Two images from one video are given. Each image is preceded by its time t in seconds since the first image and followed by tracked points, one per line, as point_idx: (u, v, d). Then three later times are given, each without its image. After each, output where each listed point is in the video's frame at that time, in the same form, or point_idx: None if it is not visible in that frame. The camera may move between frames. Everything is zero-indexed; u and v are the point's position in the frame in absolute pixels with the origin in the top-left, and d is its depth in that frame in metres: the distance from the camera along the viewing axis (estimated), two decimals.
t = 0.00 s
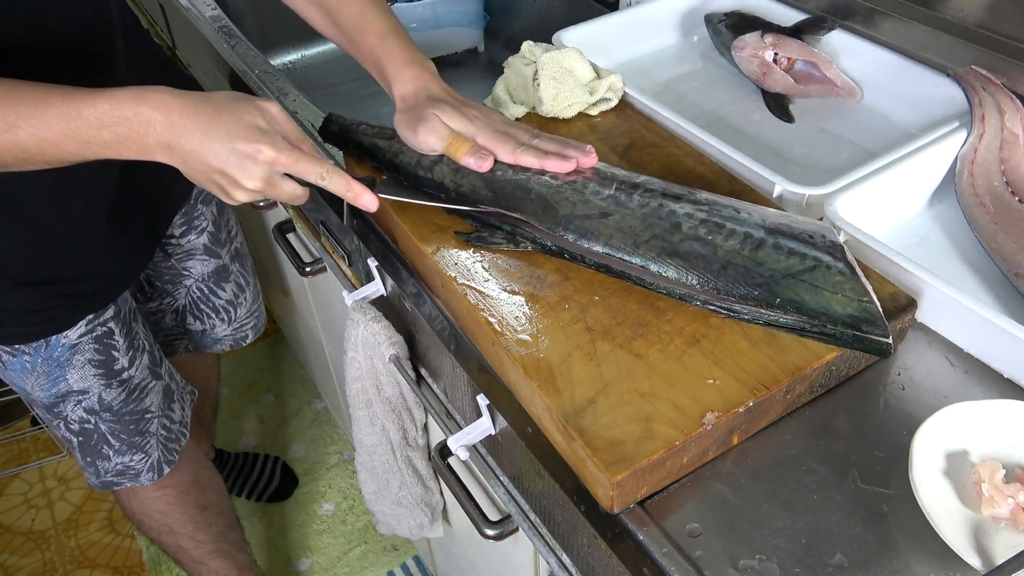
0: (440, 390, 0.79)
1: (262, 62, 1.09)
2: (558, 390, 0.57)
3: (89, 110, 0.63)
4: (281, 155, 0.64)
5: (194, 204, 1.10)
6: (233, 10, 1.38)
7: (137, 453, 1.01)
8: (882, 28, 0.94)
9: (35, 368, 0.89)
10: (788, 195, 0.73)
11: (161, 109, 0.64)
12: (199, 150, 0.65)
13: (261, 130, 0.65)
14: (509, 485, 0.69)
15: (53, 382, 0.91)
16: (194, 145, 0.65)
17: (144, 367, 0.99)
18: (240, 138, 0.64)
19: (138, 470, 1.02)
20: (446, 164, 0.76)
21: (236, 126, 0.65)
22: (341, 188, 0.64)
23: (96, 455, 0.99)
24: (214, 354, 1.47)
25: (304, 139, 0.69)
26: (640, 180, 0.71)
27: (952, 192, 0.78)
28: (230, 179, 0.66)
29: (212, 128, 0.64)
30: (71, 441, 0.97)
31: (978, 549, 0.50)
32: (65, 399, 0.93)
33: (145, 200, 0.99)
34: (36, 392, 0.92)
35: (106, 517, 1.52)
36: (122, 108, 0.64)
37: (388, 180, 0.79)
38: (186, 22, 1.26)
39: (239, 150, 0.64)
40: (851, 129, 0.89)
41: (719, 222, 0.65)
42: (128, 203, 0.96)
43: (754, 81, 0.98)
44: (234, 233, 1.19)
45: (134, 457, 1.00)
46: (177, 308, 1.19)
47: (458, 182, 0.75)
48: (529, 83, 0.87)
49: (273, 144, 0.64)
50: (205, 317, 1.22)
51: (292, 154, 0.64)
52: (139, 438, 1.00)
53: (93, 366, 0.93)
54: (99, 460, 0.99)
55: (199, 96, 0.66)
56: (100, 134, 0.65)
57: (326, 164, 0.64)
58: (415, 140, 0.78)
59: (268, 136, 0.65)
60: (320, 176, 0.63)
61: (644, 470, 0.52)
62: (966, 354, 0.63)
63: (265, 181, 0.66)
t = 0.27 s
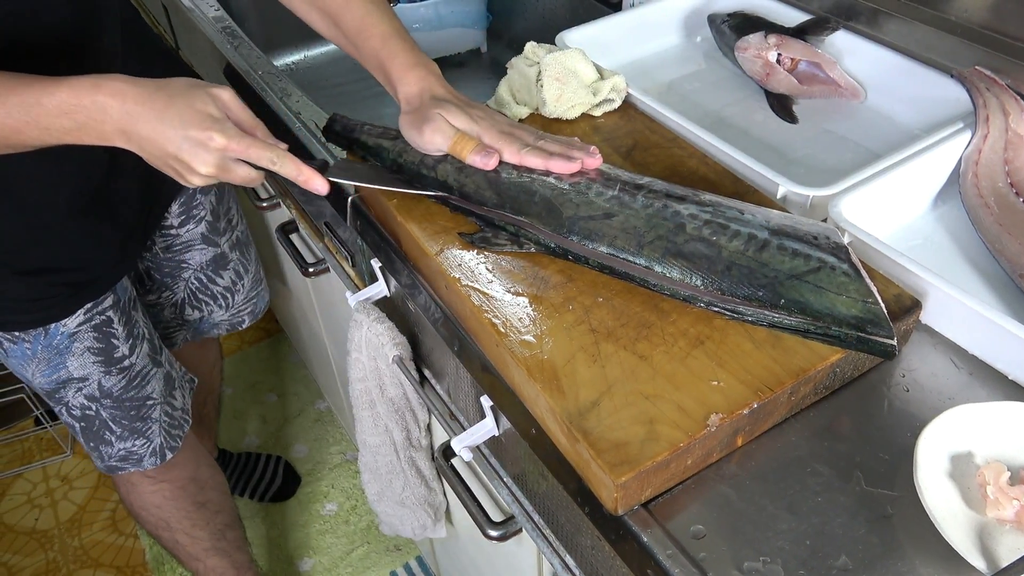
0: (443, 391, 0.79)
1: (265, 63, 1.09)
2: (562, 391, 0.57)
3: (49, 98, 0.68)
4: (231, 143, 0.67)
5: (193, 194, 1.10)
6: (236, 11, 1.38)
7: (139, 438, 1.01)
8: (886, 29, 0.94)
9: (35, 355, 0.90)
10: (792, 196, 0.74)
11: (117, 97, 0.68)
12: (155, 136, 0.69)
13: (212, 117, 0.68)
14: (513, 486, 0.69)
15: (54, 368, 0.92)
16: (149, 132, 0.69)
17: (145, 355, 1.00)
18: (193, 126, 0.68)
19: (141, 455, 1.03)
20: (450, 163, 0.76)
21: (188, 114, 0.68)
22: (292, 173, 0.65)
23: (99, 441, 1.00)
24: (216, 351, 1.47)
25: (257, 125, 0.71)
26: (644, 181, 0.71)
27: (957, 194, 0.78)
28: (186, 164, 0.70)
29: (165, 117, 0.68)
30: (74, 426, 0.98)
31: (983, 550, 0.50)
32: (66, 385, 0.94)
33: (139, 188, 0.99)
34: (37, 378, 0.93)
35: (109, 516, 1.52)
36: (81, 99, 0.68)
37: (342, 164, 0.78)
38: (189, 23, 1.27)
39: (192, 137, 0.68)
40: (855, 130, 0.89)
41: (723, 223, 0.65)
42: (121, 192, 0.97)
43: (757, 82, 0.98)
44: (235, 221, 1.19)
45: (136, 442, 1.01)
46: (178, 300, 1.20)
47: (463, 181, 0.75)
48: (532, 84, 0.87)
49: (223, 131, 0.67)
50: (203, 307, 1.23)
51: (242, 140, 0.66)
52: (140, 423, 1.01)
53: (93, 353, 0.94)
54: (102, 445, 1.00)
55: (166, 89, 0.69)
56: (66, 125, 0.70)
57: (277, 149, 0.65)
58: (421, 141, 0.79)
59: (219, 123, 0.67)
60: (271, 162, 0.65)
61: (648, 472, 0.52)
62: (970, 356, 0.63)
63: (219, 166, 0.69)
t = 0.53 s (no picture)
0: (446, 393, 0.79)
1: (268, 64, 1.09)
2: (565, 394, 0.57)
3: (21, 81, 0.68)
4: (198, 128, 0.67)
5: (197, 192, 1.10)
6: (239, 12, 1.38)
7: (139, 438, 1.02)
8: (890, 30, 0.94)
9: (33, 352, 0.91)
10: (795, 198, 0.74)
11: (89, 81, 0.68)
12: (125, 120, 0.69)
13: (180, 103, 0.68)
14: (516, 489, 0.69)
15: (52, 365, 0.92)
16: (119, 116, 0.69)
17: (145, 354, 1.01)
18: (160, 111, 0.68)
19: (140, 455, 1.03)
20: (454, 165, 0.76)
21: (157, 99, 0.68)
22: (257, 159, 0.65)
23: (98, 439, 1.00)
24: (222, 351, 1.48)
25: (225, 111, 0.71)
26: (647, 183, 0.71)
27: (961, 196, 0.78)
28: (155, 148, 0.70)
29: (135, 102, 0.68)
30: (73, 424, 0.99)
31: (987, 554, 0.50)
32: (64, 382, 0.94)
33: (141, 187, 0.99)
34: (36, 375, 0.93)
35: (112, 517, 1.52)
36: (51, 82, 0.68)
37: (310, 150, 0.80)
38: (192, 24, 1.27)
39: (160, 122, 0.68)
40: (859, 132, 0.89)
41: (726, 226, 0.65)
42: (120, 188, 0.97)
43: (761, 84, 0.98)
44: (240, 221, 1.19)
45: (135, 442, 1.02)
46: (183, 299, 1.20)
47: (466, 183, 0.75)
48: (535, 87, 0.87)
49: (191, 117, 0.67)
50: (210, 307, 1.23)
51: (209, 126, 0.67)
52: (139, 423, 1.01)
53: (91, 351, 0.94)
54: (101, 444, 1.01)
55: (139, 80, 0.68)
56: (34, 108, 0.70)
57: (243, 135, 0.66)
58: (421, 141, 0.79)
59: (186, 109, 0.68)
60: (237, 147, 0.66)
61: (651, 475, 0.52)
62: (975, 358, 0.62)
63: (185, 151, 0.69)
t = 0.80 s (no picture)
0: (450, 393, 0.79)
1: (272, 63, 1.09)
2: (569, 394, 0.56)
3: (13, 68, 0.68)
4: (186, 115, 0.67)
5: (196, 186, 1.10)
6: (243, 12, 1.38)
7: (141, 429, 1.02)
8: (895, 30, 0.93)
9: (34, 341, 0.91)
10: (801, 198, 0.73)
11: (79, 69, 0.68)
12: (114, 108, 0.69)
13: (168, 90, 0.68)
14: (520, 489, 0.68)
15: (53, 355, 0.92)
16: (108, 103, 0.69)
17: (147, 345, 1.00)
18: (149, 98, 0.68)
19: (143, 446, 1.04)
20: (459, 163, 0.76)
21: (145, 86, 0.68)
22: (245, 146, 0.65)
23: (102, 430, 1.01)
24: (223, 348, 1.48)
25: (215, 98, 0.71)
26: (651, 182, 0.70)
27: (966, 196, 0.77)
28: (144, 135, 0.70)
29: (121, 89, 0.68)
30: (77, 414, 0.99)
31: (993, 556, 0.50)
32: (66, 373, 0.94)
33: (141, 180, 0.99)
34: (37, 365, 0.93)
35: (116, 516, 1.52)
36: (41, 69, 0.68)
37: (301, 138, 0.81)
38: (196, 23, 1.27)
39: (149, 108, 0.68)
40: (864, 132, 0.89)
41: (730, 226, 0.65)
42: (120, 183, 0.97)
43: (765, 83, 0.97)
44: (240, 216, 1.19)
45: (138, 433, 1.02)
46: (183, 294, 1.21)
47: (470, 182, 0.75)
48: (539, 86, 0.86)
49: (180, 103, 0.67)
50: (209, 301, 1.23)
51: (198, 113, 0.67)
52: (141, 414, 1.01)
53: (91, 342, 0.94)
54: (104, 434, 1.01)
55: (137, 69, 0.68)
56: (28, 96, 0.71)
57: (232, 122, 0.66)
58: (377, 127, 0.83)
59: (175, 96, 0.67)
60: (225, 134, 0.66)
61: (655, 476, 0.51)
62: (981, 359, 0.62)
63: (176, 138, 0.69)
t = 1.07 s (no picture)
0: (451, 393, 0.79)
1: (275, 64, 1.09)
2: (571, 394, 0.56)
3: None
4: (152, 95, 0.66)
5: (194, 184, 1.10)
6: (246, 13, 1.39)
7: (140, 425, 1.02)
8: (898, 30, 0.93)
9: (30, 337, 0.90)
10: (803, 198, 0.73)
11: (55, 53, 0.68)
12: (79, 86, 0.68)
13: (135, 71, 0.68)
14: (522, 489, 0.68)
15: (50, 351, 0.92)
16: (75, 84, 0.68)
17: (144, 341, 1.00)
18: (115, 78, 0.67)
19: (142, 442, 1.04)
20: (461, 163, 0.76)
21: (111, 67, 0.68)
22: (209, 128, 0.65)
23: (101, 425, 1.01)
24: (224, 346, 1.48)
25: (181, 80, 0.70)
26: (653, 182, 0.70)
27: (970, 195, 0.77)
28: (111, 115, 0.70)
29: (88, 69, 0.67)
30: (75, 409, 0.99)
31: (996, 557, 0.50)
32: (63, 368, 0.94)
33: (136, 176, 0.99)
34: (34, 360, 0.93)
35: (118, 515, 1.52)
36: (11, 50, 0.68)
37: (265, 124, 0.79)
38: (199, 24, 1.27)
39: (115, 89, 0.67)
40: (867, 132, 0.88)
41: (733, 226, 0.64)
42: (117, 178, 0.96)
43: (768, 83, 0.97)
44: (237, 215, 1.19)
45: (137, 429, 1.02)
46: (181, 292, 1.21)
47: (472, 182, 0.75)
48: (541, 86, 0.86)
49: (145, 83, 0.67)
50: (208, 300, 1.24)
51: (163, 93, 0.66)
52: (139, 409, 1.01)
53: (88, 337, 0.93)
54: (103, 429, 1.02)
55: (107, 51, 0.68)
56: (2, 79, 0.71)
57: (196, 104, 0.65)
58: (379, 127, 0.83)
59: (141, 76, 0.67)
60: (190, 116, 0.65)
61: (657, 476, 0.51)
62: (984, 359, 0.62)
63: (140, 118, 0.69)
